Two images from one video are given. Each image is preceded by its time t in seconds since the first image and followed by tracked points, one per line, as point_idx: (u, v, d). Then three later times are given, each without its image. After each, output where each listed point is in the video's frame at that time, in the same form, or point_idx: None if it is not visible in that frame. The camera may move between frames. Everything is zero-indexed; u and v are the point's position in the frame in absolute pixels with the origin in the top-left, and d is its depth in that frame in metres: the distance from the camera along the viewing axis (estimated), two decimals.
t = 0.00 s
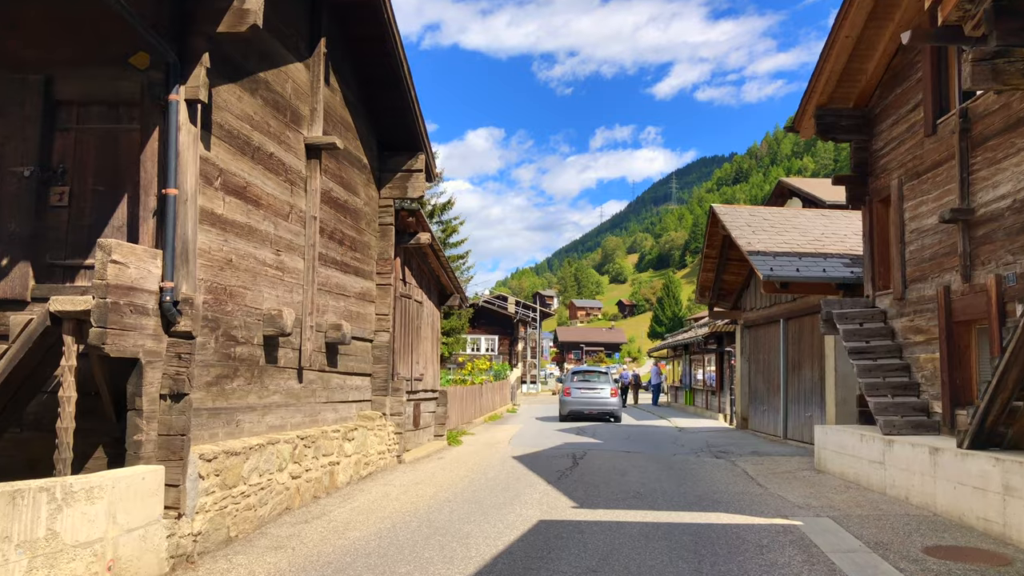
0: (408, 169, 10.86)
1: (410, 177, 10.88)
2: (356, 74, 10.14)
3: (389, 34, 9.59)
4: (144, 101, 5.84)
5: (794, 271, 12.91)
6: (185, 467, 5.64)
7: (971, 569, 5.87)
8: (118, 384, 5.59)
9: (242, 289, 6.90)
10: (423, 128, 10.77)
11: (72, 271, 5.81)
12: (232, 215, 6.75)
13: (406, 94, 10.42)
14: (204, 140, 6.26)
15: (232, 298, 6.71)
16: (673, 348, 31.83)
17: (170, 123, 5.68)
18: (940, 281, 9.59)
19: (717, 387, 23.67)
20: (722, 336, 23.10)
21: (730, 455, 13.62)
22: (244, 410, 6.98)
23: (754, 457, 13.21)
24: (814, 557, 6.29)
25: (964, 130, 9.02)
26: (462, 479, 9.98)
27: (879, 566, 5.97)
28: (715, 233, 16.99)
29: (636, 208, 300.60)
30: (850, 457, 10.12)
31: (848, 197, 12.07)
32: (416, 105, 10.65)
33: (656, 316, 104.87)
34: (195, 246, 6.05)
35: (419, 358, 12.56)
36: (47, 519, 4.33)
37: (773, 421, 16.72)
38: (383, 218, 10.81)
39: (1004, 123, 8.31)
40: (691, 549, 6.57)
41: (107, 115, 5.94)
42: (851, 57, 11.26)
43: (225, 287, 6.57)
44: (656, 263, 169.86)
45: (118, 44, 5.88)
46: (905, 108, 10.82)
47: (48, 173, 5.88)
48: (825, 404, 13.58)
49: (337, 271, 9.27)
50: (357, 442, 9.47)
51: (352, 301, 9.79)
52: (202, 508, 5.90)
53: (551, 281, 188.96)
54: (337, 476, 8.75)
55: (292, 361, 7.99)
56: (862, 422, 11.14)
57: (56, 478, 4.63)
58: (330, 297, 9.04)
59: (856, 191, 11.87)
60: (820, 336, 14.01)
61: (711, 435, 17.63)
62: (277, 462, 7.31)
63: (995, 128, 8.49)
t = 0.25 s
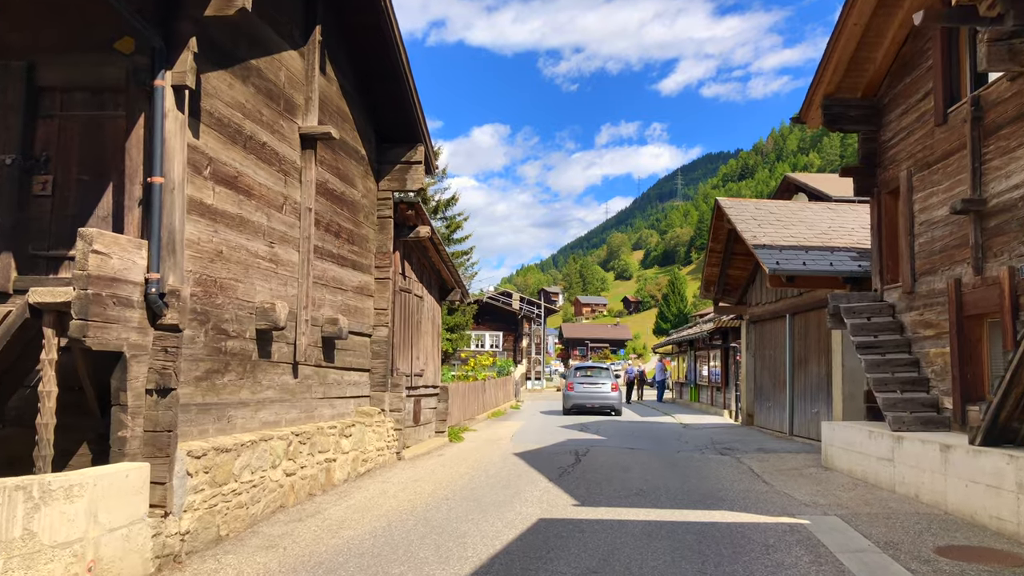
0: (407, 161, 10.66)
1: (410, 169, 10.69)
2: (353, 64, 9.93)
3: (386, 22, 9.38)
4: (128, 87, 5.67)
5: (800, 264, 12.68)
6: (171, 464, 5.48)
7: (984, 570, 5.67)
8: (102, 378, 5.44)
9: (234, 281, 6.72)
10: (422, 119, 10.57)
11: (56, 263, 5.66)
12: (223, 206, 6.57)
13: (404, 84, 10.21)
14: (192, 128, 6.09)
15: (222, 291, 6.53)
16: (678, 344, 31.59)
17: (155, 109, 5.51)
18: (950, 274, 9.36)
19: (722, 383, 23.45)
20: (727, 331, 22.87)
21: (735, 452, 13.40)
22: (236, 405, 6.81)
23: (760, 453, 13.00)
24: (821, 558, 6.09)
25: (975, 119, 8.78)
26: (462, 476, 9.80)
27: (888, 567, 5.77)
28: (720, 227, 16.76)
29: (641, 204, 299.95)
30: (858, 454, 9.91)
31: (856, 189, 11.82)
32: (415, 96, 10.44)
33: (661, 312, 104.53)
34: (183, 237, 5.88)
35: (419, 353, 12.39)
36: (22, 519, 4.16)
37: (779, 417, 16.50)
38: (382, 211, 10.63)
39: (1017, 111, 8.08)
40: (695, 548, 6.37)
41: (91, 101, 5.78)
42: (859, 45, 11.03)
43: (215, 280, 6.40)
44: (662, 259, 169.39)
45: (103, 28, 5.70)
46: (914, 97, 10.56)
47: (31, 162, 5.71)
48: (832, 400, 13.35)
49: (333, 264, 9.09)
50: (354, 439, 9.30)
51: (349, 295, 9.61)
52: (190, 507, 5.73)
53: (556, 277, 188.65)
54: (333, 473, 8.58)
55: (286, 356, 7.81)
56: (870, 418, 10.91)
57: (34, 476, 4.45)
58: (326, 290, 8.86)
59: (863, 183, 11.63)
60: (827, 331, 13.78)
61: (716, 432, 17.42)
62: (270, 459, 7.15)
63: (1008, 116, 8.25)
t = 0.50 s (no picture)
0: (405, 153, 10.44)
1: (407, 162, 10.45)
2: (349, 53, 9.69)
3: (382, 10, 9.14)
4: (109, 74, 5.46)
5: (807, 260, 12.42)
6: (154, 466, 5.27)
7: None
8: (82, 377, 5.23)
9: (222, 276, 6.51)
10: (420, 110, 10.34)
11: (35, 256, 5.46)
12: (210, 198, 6.35)
13: (401, 73, 9.98)
14: (177, 117, 5.86)
15: (209, 286, 6.32)
16: (682, 341, 31.33)
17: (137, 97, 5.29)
18: (963, 268, 9.09)
19: (727, 380, 23.19)
20: (732, 328, 22.61)
21: (740, 451, 13.17)
22: (224, 405, 6.61)
23: (765, 452, 12.75)
24: (831, 563, 5.85)
25: (989, 109, 8.50)
26: (460, 476, 9.59)
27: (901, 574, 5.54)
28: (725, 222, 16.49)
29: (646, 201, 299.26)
30: (867, 454, 9.66)
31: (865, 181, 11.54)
32: (413, 87, 10.21)
33: (666, 309, 104.18)
34: (167, 230, 5.66)
35: (418, 350, 12.17)
36: None
37: (785, 415, 16.25)
38: (379, 205, 10.40)
39: None
40: (700, 553, 6.13)
41: (71, 89, 5.56)
42: (868, 34, 10.79)
43: (201, 275, 6.18)
44: (666, 256, 168.93)
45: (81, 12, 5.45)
46: (925, 87, 10.28)
47: (9, 152, 5.53)
48: (840, 398, 13.10)
49: (329, 259, 8.88)
50: (350, 438, 9.10)
51: (345, 290, 9.39)
52: (175, 510, 5.52)
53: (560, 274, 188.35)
54: (328, 473, 8.38)
55: (279, 354, 7.60)
56: (879, 417, 10.66)
57: (6, 479, 4.22)
58: (321, 286, 8.65)
59: (872, 176, 11.34)
60: (834, 327, 13.52)
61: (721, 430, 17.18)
62: (261, 460, 6.95)
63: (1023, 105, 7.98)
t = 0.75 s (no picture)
0: (403, 150, 10.24)
1: (406, 159, 10.25)
2: (346, 48, 9.49)
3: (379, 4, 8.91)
4: (92, 68, 5.25)
5: (814, 258, 12.19)
6: (138, 474, 5.08)
7: None
8: (63, 382, 5.06)
9: (211, 277, 6.32)
10: (418, 106, 10.13)
11: (14, 257, 5.33)
12: (198, 195, 6.16)
13: (399, 69, 9.76)
14: (162, 112, 5.67)
15: (198, 287, 6.13)
16: (686, 340, 31.08)
17: (120, 91, 5.09)
18: (975, 267, 8.85)
19: (732, 380, 22.95)
20: (737, 327, 22.38)
21: (745, 453, 12.95)
22: (215, 409, 6.43)
23: (771, 454, 12.53)
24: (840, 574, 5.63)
25: (1002, 103, 8.26)
26: (460, 480, 9.39)
27: None
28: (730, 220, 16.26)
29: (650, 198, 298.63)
30: (876, 457, 9.43)
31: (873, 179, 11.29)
32: (411, 82, 10.00)
33: (670, 307, 103.85)
34: (152, 229, 5.47)
35: (417, 350, 11.98)
36: None
37: (791, 416, 16.02)
38: (377, 203, 10.21)
39: None
40: (704, 563, 5.92)
41: (54, 83, 5.37)
42: (877, 28, 10.58)
43: (189, 275, 6.00)
44: (670, 254, 168.50)
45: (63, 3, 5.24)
46: (935, 82, 10.03)
47: None
48: (847, 399, 12.87)
49: (324, 258, 8.68)
50: (347, 442, 8.91)
51: (342, 290, 9.20)
52: (161, 519, 5.33)
53: (565, 272, 188.07)
54: (323, 478, 8.19)
55: (272, 356, 7.41)
56: (887, 419, 10.43)
57: None
58: (316, 286, 8.45)
59: (880, 173, 11.09)
60: (841, 327, 13.28)
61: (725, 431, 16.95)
62: (253, 465, 6.76)
63: None
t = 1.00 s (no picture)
0: (402, 144, 10.06)
1: (404, 152, 10.07)
2: (342, 39, 9.31)
3: None
4: (74, 53, 5.06)
5: (820, 254, 11.98)
6: (123, 473, 4.92)
7: None
8: (44, 379, 4.92)
9: (201, 271, 6.16)
10: (417, 98, 9.96)
11: None
12: (188, 188, 5.99)
13: (397, 61, 9.57)
14: (149, 101, 5.50)
15: (187, 281, 5.97)
16: (691, 337, 30.83)
17: (103, 78, 4.92)
18: (986, 262, 8.63)
19: (737, 377, 22.75)
20: (741, 324, 22.18)
21: (749, 451, 12.76)
22: (205, 406, 6.27)
23: (777, 453, 12.33)
24: None
25: (1015, 94, 8.04)
26: (459, 479, 9.22)
27: None
28: (735, 216, 16.05)
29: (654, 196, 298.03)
30: (884, 456, 9.24)
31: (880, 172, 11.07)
32: (410, 73, 9.83)
33: (674, 304, 103.51)
34: (138, 221, 5.30)
35: (417, 347, 11.81)
36: None
37: (797, 414, 15.81)
38: (376, 197, 10.03)
39: None
40: (708, 566, 5.74)
41: (35, 70, 5.20)
42: (885, 18, 10.36)
43: (177, 269, 5.83)
44: (675, 251, 168.09)
45: None
46: (945, 73, 9.80)
47: None
48: (854, 397, 12.66)
49: (321, 253, 8.51)
50: (344, 440, 8.74)
51: (339, 286, 9.03)
52: (147, 520, 5.16)
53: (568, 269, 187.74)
54: (319, 477, 8.03)
55: (265, 352, 7.25)
56: (895, 417, 10.23)
57: None
58: (313, 281, 8.29)
59: (888, 166, 10.86)
60: (848, 324, 13.07)
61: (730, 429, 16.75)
62: (245, 464, 6.60)
63: None
